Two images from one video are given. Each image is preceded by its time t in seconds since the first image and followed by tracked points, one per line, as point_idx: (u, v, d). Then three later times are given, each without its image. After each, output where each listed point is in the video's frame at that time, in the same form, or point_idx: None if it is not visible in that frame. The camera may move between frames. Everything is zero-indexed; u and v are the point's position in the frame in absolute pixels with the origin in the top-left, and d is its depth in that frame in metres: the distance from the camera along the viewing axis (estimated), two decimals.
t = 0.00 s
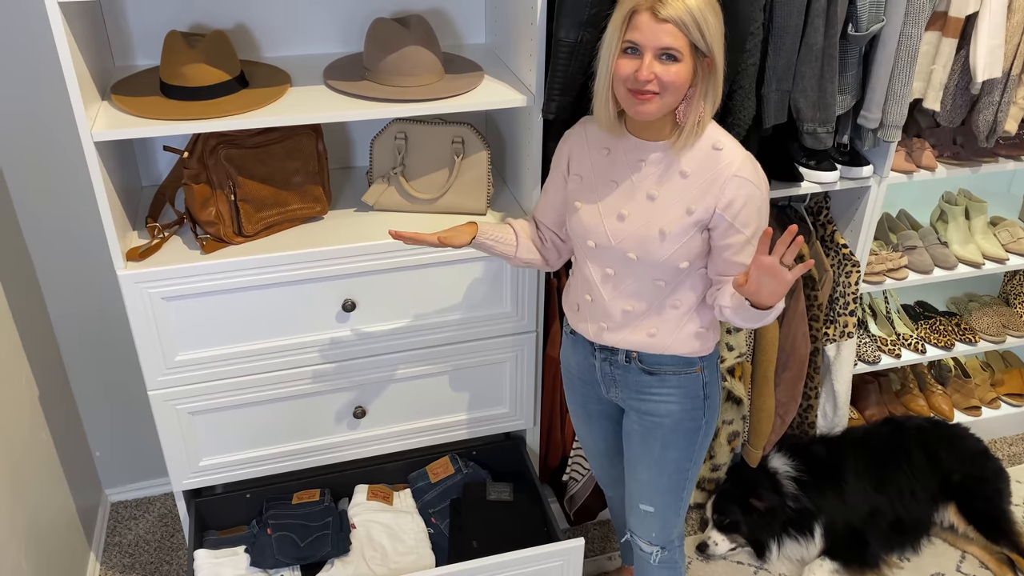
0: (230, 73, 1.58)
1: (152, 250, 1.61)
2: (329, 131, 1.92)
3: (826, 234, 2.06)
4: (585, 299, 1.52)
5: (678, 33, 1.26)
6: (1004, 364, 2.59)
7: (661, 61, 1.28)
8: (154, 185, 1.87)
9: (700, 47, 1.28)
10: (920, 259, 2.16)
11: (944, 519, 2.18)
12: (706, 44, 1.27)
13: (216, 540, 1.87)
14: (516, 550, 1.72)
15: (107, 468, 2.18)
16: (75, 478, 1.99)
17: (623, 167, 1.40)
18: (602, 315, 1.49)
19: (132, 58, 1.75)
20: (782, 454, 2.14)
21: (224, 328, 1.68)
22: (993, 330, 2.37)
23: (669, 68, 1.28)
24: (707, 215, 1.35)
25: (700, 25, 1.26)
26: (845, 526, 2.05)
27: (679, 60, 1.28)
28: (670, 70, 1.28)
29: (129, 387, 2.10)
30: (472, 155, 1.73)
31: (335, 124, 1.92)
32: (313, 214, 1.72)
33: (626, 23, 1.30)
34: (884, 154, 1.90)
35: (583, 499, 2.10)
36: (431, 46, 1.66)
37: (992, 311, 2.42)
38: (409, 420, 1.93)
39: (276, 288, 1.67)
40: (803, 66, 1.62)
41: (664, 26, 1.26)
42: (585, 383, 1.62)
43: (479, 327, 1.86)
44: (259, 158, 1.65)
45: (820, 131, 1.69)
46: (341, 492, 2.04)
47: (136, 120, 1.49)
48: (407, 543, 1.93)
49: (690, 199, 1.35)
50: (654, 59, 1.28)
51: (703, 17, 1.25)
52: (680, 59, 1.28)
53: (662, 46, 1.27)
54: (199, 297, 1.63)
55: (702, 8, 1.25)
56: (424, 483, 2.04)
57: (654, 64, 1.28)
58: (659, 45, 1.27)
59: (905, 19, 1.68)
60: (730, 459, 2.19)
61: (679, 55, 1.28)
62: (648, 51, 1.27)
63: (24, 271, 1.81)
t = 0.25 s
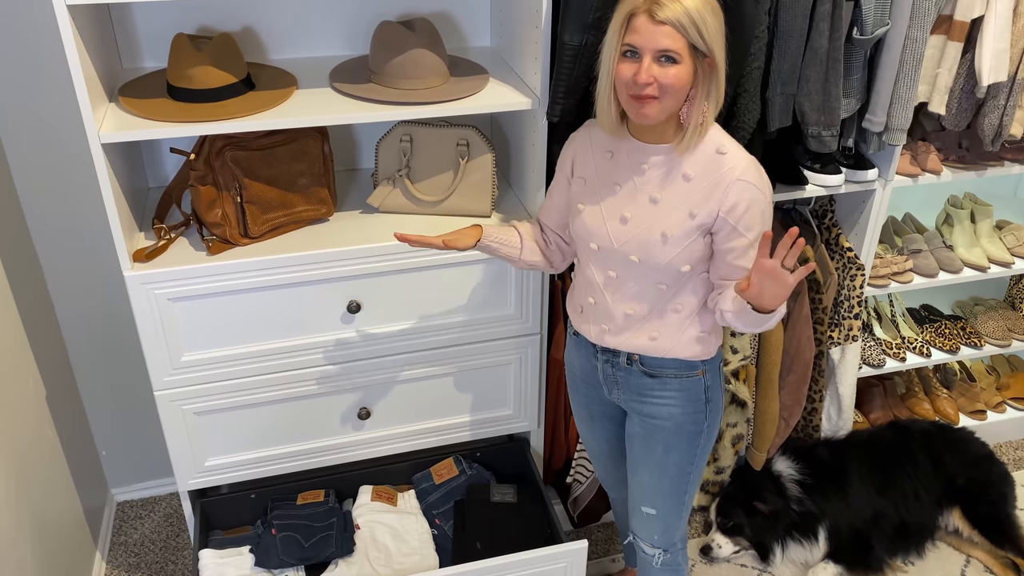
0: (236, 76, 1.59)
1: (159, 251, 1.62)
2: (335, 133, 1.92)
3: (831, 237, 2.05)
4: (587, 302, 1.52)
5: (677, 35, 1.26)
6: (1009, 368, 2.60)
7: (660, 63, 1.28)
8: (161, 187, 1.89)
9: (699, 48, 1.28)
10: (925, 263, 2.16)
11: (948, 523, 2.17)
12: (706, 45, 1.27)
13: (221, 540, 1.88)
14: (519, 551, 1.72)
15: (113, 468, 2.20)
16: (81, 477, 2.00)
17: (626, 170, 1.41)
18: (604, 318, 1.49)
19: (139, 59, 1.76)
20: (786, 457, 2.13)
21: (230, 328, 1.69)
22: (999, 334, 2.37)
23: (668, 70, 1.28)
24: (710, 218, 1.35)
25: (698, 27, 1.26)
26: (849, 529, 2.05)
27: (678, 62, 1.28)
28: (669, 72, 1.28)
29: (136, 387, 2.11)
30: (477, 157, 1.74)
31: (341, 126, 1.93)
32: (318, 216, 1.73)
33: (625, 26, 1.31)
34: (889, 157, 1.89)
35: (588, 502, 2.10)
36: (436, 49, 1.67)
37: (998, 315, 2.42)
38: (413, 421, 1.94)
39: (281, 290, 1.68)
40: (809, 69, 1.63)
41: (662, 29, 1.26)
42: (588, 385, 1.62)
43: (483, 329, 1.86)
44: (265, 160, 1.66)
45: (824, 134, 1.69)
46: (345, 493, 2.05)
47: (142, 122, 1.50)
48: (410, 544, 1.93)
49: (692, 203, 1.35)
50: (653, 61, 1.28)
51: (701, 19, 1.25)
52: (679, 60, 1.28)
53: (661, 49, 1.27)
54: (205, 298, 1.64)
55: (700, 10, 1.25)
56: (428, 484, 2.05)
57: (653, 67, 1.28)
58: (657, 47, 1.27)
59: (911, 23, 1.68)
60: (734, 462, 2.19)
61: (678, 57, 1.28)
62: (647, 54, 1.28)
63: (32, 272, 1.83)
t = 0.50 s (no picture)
0: (241, 77, 1.59)
1: (163, 253, 1.62)
2: (339, 135, 1.93)
3: (836, 240, 2.05)
4: (591, 304, 1.52)
5: (676, 39, 1.26)
6: (1016, 373, 2.56)
7: (659, 67, 1.28)
8: (166, 188, 1.89)
9: (699, 52, 1.27)
10: (930, 267, 2.15)
11: (954, 528, 2.16)
12: (706, 50, 1.27)
13: (225, 541, 1.88)
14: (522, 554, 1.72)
15: (117, 468, 2.20)
16: (85, 478, 2.01)
17: (626, 174, 1.40)
18: (607, 320, 1.49)
19: (145, 61, 1.77)
20: (790, 461, 2.13)
21: (234, 330, 1.69)
22: (1005, 338, 2.36)
23: (666, 74, 1.27)
24: (708, 222, 1.34)
25: (698, 32, 1.25)
26: (854, 534, 2.04)
27: (677, 66, 1.28)
28: (667, 76, 1.27)
29: (140, 388, 2.12)
30: (482, 160, 1.74)
31: (345, 128, 1.93)
32: (322, 218, 1.73)
33: (625, 29, 1.31)
34: (894, 160, 1.89)
35: (591, 504, 2.11)
36: (441, 51, 1.67)
37: (1005, 318, 2.40)
38: (416, 424, 1.94)
39: (285, 291, 1.68)
40: (813, 73, 1.62)
41: (662, 33, 1.26)
42: (591, 387, 1.62)
43: (487, 331, 1.86)
44: (270, 162, 1.66)
45: (829, 137, 1.69)
46: (349, 494, 2.05)
47: (148, 123, 1.51)
48: (414, 546, 1.93)
49: (691, 207, 1.35)
50: (651, 65, 1.28)
51: (701, 24, 1.25)
52: (679, 65, 1.27)
53: (660, 53, 1.27)
54: (209, 299, 1.64)
55: (700, 15, 1.25)
56: (431, 486, 2.04)
57: (652, 70, 1.28)
58: (656, 51, 1.26)
59: (916, 26, 1.67)
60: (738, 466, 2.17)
61: (678, 61, 1.27)
62: (646, 58, 1.27)
63: (37, 273, 1.83)
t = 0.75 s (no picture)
0: (244, 80, 1.59)
1: (166, 255, 1.62)
2: (343, 137, 1.92)
3: (841, 244, 2.04)
4: (592, 300, 1.51)
5: (638, 63, 1.24)
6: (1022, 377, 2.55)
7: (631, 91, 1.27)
8: (170, 190, 1.89)
9: (669, 68, 1.24)
10: (936, 270, 2.14)
11: (959, 533, 2.15)
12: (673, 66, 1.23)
13: (227, 544, 1.86)
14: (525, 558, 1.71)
15: (120, 470, 2.20)
16: (88, 480, 2.01)
17: (633, 171, 1.40)
18: (605, 317, 1.49)
19: (148, 63, 1.77)
20: (795, 465, 2.12)
21: (237, 332, 1.69)
22: (1011, 343, 2.35)
23: (638, 97, 1.26)
24: (708, 225, 1.33)
25: (659, 53, 1.23)
26: (858, 538, 2.04)
27: (648, 88, 1.26)
28: (639, 100, 1.26)
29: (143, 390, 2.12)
30: (486, 163, 1.73)
31: (349, 131, 1.93)
32: (325, 220, 1.73)
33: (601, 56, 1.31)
34: (900, 163, 1.88)
35: (594, 509, 2.08)
36: (444, 53, 1.67)
37: (1011, 323, 2.39)
38: (419, 426, 1.93)
39: (288, 294, 1.68)
40: (819, 75, 1.61)
41: (624, 61, 1.25)
42: (589, 386, 1.62)
43: (490, 334, 1.86)
44: (273, 164, 1.66)
45: (834, 141, 1.68)
46: (351, 497, 2.05)
47: (151, 125, 1.50)
48: (416, 550, 1.92)
49: (693, 208, 1.34)
50: (623, 91, 1.27)
51: (659, 45, 1.22)
52: (649, 86, 1.26)
53: (627, 79, 1.26)
54: (212, 302, 1.64)
55: (660, 36, 1.22)
56: (434, 489, 2.04)
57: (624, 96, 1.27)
58: (623, 78, 1.26)
59: (922, 29, 1.66)
60: (742, 470, 2.15)
61: (647, 82, 1.25)
62: (616, 85, 1.28)
63: (41, 275, 1.83)
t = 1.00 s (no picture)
0: (247, 81, 1.59)
1: (169, 256, 1.62)
2: (346, 139, 1.92)
3: (846, 247, 2.03)
4: (593, 296, 1.52)
5: (624, 78, 1.25)
6: None
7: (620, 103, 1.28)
8: (173, 192, 1.89)
9: (655, 81, 1.25)
10: (941, 273, 2.13)
11: (964, 537, 2.14)
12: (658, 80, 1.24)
13: (229, 545, 1.87)
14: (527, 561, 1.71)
15: (123, 472, 2.20)
16: (91, 482, 2.00)
17: (637, 172, 1.40)
18: (602, 314, 1.48)
19: (152, 65, 1.77)
20: (799, 469, 2.12)
21: (240, 334, 1.69)
22: (1017, 347, 2.33)
23: (626, 110, 1.28)
24: (704, 232, 1.32)
25: (642, 70, 1.23)
26: (862, 543, 2.04)
27: (635, 100, 1.27)
28: (626, 112, 1.28)
29: (146, 392, 2.12)
30: (489, 165, 1.73)
31: (352, 133, 1.93)
32: (328, 222, 1.73)
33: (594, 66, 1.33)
34: (904, 166, 1.88)
35: (597, 512, 2.08)
36: (448, 56, 1.66)
37: (1017, 326, 2.38)
38: (422, 429, 1.93)
39: (291, 296, 1.67)
40: (823, 78, 1.61)
41: (611, 75, 1.26)
42: (588, 381, 1.61)
43: (492, 336, 1.85)
44: (275, 166, 1.66)
45: (839, 143, 1.67)
46: (354, 499, 2.04)
47: (154, 127, 1.50)
48: (418, 553, 1.92)
49: (689, 215, 1.33)
50: (612, 103, 1.29)
51: (641, 61, 1.22)
52: (636, 98, 1.27)
53: (615, 92, 1.27)
54: (214, 303, 1.64)
55: (642, 51, 1.22)
56: (436, 492, 2.04)
57: (613, 108, 1.29)
58: (611, 92, 1.28)
59: (927, 31, 1.66)
60: (746, 474, 2.13)
61: (634, 95, 1.26)
62: (606, 98, 1.29)
63: (44, 276, 1.83)
